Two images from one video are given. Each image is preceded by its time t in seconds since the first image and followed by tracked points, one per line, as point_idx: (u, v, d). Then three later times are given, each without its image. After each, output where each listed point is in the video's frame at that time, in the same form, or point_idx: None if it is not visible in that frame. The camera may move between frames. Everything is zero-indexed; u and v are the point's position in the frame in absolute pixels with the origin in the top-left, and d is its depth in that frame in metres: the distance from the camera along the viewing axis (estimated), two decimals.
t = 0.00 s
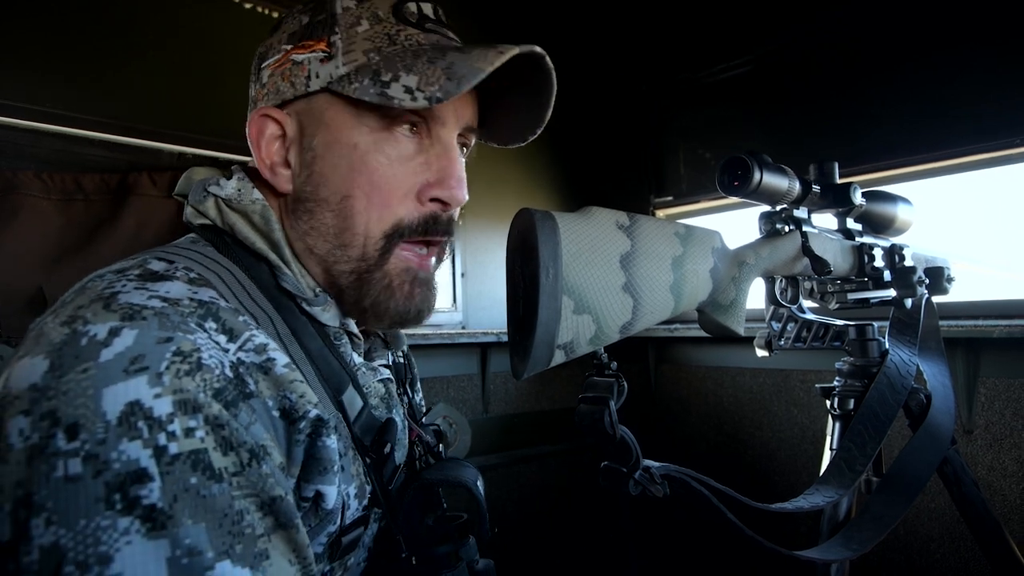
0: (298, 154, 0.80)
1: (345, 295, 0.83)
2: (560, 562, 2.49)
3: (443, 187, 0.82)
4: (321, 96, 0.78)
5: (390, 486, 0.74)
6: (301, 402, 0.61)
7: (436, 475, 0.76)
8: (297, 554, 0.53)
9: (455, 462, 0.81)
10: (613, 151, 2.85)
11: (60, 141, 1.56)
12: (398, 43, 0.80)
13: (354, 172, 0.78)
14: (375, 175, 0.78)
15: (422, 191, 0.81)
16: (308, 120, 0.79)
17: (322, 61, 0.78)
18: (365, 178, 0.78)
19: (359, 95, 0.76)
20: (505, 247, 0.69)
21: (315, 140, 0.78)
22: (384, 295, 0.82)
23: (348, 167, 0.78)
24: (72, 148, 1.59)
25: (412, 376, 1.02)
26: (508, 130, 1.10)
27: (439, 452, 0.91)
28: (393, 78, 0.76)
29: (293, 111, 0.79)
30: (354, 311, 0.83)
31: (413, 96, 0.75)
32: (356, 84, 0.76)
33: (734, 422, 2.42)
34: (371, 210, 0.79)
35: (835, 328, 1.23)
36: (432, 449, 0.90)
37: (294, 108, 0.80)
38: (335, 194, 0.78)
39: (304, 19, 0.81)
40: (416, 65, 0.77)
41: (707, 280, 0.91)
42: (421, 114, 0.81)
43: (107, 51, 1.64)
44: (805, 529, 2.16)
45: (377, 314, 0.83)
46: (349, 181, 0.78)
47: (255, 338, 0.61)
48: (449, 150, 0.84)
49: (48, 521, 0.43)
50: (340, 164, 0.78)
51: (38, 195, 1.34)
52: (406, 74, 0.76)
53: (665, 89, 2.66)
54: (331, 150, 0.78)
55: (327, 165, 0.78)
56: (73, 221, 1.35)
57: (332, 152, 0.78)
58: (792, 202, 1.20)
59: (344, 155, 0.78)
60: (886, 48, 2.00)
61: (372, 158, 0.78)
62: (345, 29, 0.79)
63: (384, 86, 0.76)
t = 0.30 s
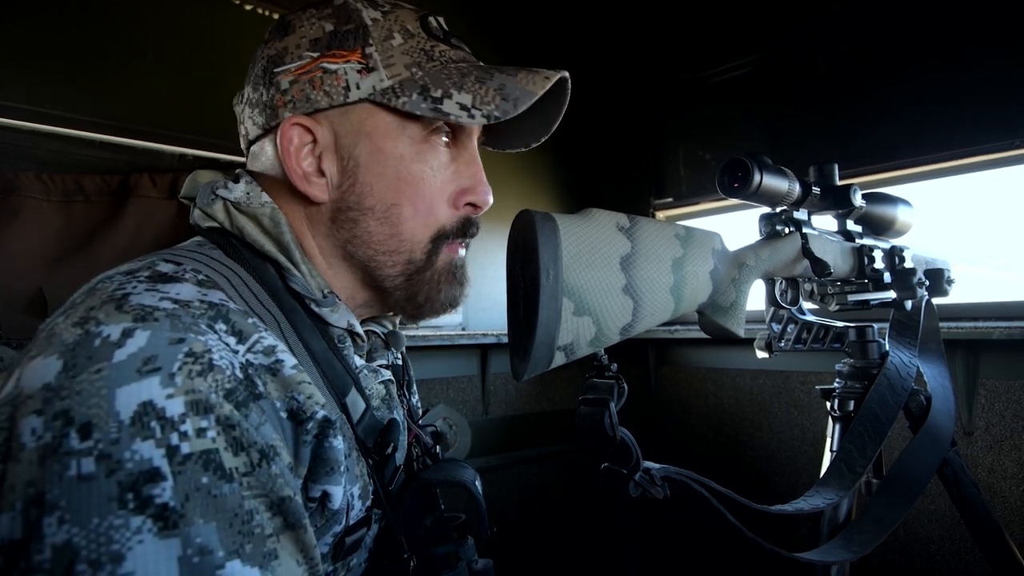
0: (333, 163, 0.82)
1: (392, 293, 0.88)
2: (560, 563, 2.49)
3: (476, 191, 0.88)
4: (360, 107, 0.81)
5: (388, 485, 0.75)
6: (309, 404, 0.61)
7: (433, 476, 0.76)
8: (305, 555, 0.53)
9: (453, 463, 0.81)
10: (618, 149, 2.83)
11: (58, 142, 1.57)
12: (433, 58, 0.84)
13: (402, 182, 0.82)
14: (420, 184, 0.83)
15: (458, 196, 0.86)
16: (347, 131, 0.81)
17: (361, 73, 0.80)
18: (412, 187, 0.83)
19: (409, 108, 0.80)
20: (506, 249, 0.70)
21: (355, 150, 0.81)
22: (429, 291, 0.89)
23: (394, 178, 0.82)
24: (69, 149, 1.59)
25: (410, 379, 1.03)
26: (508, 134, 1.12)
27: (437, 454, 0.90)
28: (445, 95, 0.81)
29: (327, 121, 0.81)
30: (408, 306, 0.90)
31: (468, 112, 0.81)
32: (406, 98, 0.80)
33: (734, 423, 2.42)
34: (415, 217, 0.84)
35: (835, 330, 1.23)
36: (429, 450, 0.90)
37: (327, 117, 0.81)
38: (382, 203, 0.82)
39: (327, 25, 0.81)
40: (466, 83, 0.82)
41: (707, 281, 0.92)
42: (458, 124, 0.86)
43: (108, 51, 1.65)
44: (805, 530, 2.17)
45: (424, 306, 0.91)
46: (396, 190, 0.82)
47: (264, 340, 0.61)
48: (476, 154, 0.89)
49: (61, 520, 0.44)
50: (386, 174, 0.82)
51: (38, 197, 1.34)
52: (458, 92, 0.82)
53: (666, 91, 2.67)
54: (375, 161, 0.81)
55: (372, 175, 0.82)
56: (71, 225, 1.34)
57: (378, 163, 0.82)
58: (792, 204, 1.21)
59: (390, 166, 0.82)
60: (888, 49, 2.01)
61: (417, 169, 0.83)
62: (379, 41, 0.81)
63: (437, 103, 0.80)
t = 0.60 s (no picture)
0: (350, 169, 0.82)
1: (404, 292, 0.89)
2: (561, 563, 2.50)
3: (484, 190, 0.89)
4: (375, 114, 0.82)
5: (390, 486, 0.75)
6: (313, 404, 0.62)
7: (433, 475, 0.77)
8: (310, 554, 0.54)
9: (452, 462, 0.82)
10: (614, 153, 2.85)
11: (59, 146, 1.58)
12: (442, 64, 0.85)
13: (419, 185, 0.84)
14: (434, 187, 0.85)
15: (467, 196, 0.88)
16: (364, 138, 0.82)
17: (376, 81, 0.81)
18: (428, 190, 0.85)
19: (426, 115, 0.82)
20: (506, 251, 0.71)
21: (373, 155, 0.82)
22: (441, 290, 0.90)
23: (411, 181, 0.84)
24: (69, 151, 1.60)
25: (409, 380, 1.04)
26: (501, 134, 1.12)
27: (435, 455, 0.91)
28: (459, 101, 0.83)
29: (343, 128, 0.81)
30: (420, 302, 0.90)
31: (483, 117, 0.84)
32: (421, 105, 0.82)
33: (735, 423, 2.43)
34: (430, 218, 0.86)
35: (837, 329, 1.23)
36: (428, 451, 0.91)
37: (343, 125, 0.81)
38: (398, 206, 0.84)
39: (335, 33, 0.81)
40: (478, 90, 0.85)
41: (707, 282, 0.92)
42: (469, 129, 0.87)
43: (108, 52, 1.65)
44: (807, 530, 2.17)
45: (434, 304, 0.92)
46: (412, 194, 0.84)
47: (269, 341, 0.62)
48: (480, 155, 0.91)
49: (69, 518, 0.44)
50: (403, 178, 0.83)
51: (40, 200, 1.34)
52: (471, 98, 0.84)
53: (666, 91, 2.67)
54: (393, 167, 0.83)
55: (390, 180, 0.83)
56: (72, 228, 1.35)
57: (395, 168, 0.83)
58: (792, 204, 1.21)
59: (407, 170, 0.83)
60: (887, 48, 2.01)
61: (433, 173, 0.85)
62: (390, 49, 0.82)
63: (453, 109, 0.83)
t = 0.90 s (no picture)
0: (351, 171, 0.82)
1: (405, 292, 0.89)
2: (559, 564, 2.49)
3: (481, 192, 0.89)
4: (375, 117, 0.82)
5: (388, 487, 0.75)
6: (312, 404, 0.62)
7: (430, 476, 0.76)
8: (308, 555, 0.54)
9: (450, 463, 0.82)
10: (614, 154, 2.85)
11: (58, 147, 1.58)
12: (441, 68, 0.86)
13: (420, 187, 0.84)
14: (434, 189, 0.85)
15: (465, 197, 0.88)
16: (365, 140, 0.82)
17: (377, 84, 0.81)
18: (427, 192, 0.85)
19: (425, 118, 0.82)
20: (505, 252, 0.71)
21: (374, 157, 0.82)
22: (442, 290, 0.90)
23: (412, 183, 0.84)
24: (67, 153, 1.60)
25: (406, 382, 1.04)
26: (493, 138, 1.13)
27: (431, 456, 0.90)
28: (458, 105, 0.84)
29: (344, 131, 0.81)
30: (423, 302, 0.91)
31: (482, 121, 0.85)
32: (421, 108, 0.82)
33: (734, 424, 2.43)
34: (430, 219, 0.86)
35: (835, 330, 1.23)
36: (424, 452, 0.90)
37: (344, 127, 0.82)
38: (399, 208, 0.84)
39: (335, 36, 0.81)
40: (477, 94, 0.86)
41: (706, 283, 0.93)
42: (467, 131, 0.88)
43: (108, 52, 1.66)
44: (805, 531, 2.17)
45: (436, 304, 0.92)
46: (413, 196, 0.84)
47: (268, 342, 0.62)
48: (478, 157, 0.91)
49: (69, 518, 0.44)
50: (403, 180, 0.83)
51: (38, 201, 1.34)
52: (470, 102, 0.85)
53: (665, 91, 2.67)
54: (393, 169, 0.83)
55: (390, 182, 0.83)
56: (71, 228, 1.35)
57: (395, 171, 0.83)
58: (791, 205, 1.22)
59: (407, 172, 0.83)
60: (886, 50, 2.02)
61: (433, 175, 0.85)
62: (390, 53, 0.82)
63: (453, 111, 0.83)
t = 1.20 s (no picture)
0: (362, 172, 0.82)
1: (411, 287, 0.89)
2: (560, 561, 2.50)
3: (481, 188, 0.90)
4: (386, 119, 0.82)
5: (391, 482, 0.76)
6: (315, 398, 0.62)
7: (431, 472, 0.76)
8: (313, 549, 0.54)
9: (450, 459, 0.81)
10: (614, 151, 2.85)
11: (59, 147, 1.58)
12: (446, 69, 0.87)
13: (429, 187, 0.85)
14: (441, 189, 0.86)
15: (467, 194, 0.89)
16: (376, 141, 0.82)
17: (387, 86, 0.81)
18: (435, 191, 0.85)
19: (434, 119, 0.83)
20: (506, 247, 0.71)
21: (385, 158, 0.82)
22: (445, 285, 0.91)
23: (421, 183, 0.84)
24: (67, 153, 1.60)
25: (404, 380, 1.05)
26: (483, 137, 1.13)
27: (431, 452, 0.90)
28: (466, 106, 0.85)
29: (355, 133, 0.81)
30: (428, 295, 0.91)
31: (489, 122, 0.86)
32: (431, 110, 0.83)
33: (734, 422, 2.43)
34: (438, 217, 0.87)
35: (835, 326, 1.23)
36: (423, 448, 0.90)
37: (355, 129, 0.81)
38: (409, 208, 0.84)
39: (342, 37, 0.80)
40: (482, 95, 0.87)
41: (707, 279, 0.93)
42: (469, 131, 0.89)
43: (107, 51, 1.65)
44: (806, 527, 2.17)
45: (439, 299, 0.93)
46: (422, 195, 0.85)
47: (271, 337, 0.62)
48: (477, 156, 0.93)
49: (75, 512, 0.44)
50: (413, 179, 0.84)
51: (37, 200, 1.34)
52: (477, 103, 0.86)
53: (665, 89, 2.67)
54: (404, 169, 0.83)
55: (400, 183, 0.83)
56: (70, 228, 1.35)
57: (405, 171, 0.83)
58: (791, 201, 1.22)
59: (418, 172, 0.84)
60: (887, 46, 2.01)
61: (440, 174, 0.86)
62: (398, 54, 0.82)
63: (461, 113, 0.84)
